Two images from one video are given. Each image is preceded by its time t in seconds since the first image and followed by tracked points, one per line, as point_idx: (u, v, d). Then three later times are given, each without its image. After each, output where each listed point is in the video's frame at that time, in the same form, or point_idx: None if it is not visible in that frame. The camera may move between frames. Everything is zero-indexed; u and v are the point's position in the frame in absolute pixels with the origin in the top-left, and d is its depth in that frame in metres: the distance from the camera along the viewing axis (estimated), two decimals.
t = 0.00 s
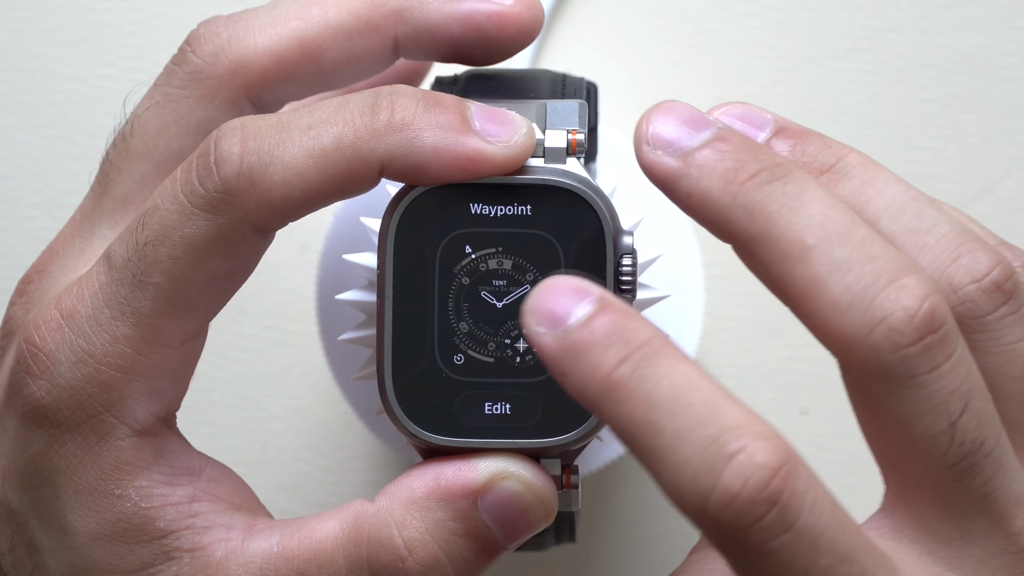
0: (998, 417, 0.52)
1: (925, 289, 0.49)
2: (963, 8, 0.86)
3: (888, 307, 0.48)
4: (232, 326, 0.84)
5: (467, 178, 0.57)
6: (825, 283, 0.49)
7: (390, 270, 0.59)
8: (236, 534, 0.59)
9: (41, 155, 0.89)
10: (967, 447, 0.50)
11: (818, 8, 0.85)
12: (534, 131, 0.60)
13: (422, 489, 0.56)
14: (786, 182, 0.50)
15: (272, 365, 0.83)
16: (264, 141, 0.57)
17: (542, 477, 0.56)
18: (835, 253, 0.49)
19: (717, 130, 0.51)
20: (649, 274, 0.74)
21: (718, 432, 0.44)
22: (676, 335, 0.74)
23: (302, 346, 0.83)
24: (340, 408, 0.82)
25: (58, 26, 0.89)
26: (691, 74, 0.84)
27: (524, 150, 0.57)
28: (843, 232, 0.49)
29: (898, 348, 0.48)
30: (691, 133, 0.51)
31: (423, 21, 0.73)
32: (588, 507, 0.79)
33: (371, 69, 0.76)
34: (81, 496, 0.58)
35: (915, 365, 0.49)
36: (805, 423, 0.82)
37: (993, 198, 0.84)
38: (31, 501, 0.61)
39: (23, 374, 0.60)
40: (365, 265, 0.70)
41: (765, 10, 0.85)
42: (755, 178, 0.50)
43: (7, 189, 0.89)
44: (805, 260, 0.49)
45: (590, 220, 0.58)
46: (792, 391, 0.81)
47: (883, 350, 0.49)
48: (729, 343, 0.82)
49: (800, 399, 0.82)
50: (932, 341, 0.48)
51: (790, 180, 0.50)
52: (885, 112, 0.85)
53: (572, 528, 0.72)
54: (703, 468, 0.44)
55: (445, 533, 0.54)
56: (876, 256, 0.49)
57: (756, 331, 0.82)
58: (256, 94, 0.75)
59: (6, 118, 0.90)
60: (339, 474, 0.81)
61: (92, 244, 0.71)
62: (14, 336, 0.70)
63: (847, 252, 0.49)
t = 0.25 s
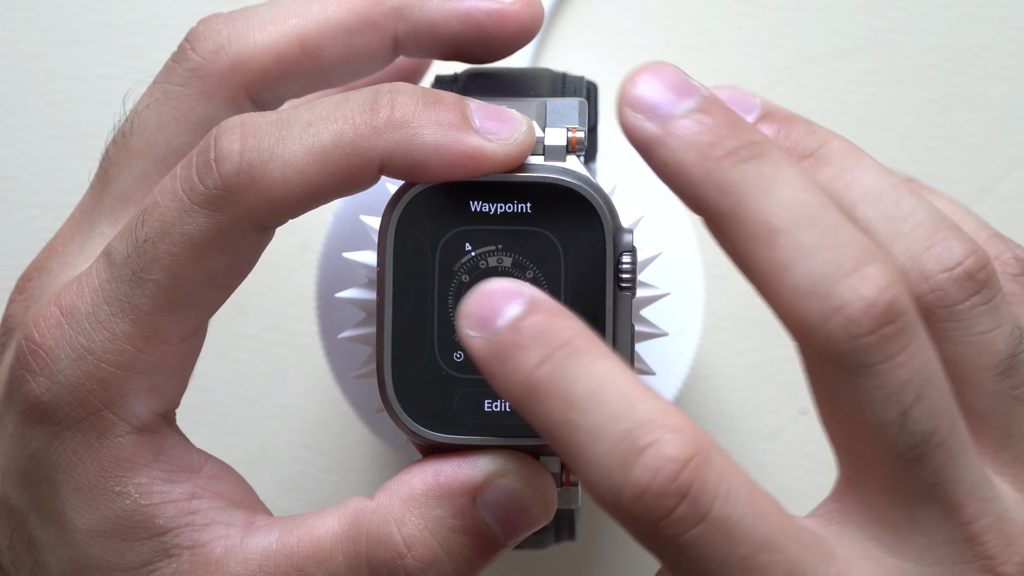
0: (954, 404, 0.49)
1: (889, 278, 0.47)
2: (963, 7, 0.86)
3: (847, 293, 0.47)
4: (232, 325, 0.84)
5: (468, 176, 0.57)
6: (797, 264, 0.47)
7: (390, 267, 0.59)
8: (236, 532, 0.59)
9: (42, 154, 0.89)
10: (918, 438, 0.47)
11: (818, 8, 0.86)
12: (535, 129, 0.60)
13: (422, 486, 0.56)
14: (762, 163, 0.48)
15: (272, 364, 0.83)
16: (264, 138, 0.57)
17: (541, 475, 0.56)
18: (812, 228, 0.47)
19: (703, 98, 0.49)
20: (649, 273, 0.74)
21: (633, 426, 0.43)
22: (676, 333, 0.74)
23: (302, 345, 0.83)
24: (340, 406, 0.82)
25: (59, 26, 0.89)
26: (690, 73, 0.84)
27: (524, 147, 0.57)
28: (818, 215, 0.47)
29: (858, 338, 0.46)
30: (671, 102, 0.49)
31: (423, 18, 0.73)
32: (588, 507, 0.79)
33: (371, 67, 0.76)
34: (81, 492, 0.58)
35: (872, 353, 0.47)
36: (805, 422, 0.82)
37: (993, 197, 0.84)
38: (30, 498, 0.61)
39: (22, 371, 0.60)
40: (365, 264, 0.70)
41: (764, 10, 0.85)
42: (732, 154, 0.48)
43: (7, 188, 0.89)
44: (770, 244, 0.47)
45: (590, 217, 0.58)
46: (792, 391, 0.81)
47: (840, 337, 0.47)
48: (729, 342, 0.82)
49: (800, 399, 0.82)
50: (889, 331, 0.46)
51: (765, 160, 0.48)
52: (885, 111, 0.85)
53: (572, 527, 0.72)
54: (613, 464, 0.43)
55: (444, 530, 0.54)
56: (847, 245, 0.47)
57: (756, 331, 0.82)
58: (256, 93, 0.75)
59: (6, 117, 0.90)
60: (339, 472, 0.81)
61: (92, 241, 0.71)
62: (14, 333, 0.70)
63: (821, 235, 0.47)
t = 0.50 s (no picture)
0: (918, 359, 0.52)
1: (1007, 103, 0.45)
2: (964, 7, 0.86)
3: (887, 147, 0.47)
4: (233, 325, 0.84)
5: (468, 176, 0.58)
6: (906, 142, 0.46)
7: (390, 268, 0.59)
8: (237, 533, 0.59)
9: (42, 155, 0.89)
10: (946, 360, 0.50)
11: (819, 8, 0.86)
12: (535, 129, 0.60)
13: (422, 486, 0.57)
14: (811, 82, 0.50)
15: (273, 364, 0.83)
16: (264, 139, 0.58)
17: (541, 476, 0.57)
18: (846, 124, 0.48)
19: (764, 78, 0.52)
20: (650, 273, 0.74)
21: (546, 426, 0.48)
22: (676, 334, 0.74)
23: (302, 346, 0.83)
24: (340, 407, 0.82)
25: (59, 26, 0.89)
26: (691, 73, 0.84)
27: (524, 148, 0.57)
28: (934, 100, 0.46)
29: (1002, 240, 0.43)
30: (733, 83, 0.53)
31: (423, 20, 0.74)
32: (588, 507, 0.80)
33: (372, 68, 0.76)
34: (81, 494, 0.58)
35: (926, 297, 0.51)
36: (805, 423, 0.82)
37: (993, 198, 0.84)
38: (31, 499, 0.61)
39: (23, 373, 0.60)
40: (366, 265, 0.70)
41: (765, 9, 0.85)
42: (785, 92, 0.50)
43: (7, 189, 0.89)
44: (942, 111, 0.45)
45: (589, 218, 0.59)
46: (793, 391, 0.81)
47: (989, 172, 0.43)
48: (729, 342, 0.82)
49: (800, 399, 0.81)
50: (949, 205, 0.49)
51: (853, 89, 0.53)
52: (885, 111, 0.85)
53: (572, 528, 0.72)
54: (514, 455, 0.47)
55: (445, 530, 0.54)
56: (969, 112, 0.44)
57: (756, 331, 0.82)
58: (257, 94, 0.75)
59: (6, 118, 0.90)
60: (339, 474, 0.81)
61: (92, 243, 0.71)
62: (14, 334, 0.70)
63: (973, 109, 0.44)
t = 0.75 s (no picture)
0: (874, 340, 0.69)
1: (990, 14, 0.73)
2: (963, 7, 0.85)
3: (907, 28, 0.73)
4: (232, 326, 0.84)
5: (468, 177, 0.58)
6: (900, 29, 0.73)
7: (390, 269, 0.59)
8: (236, 533, 0.59)
9: (42, 154, 0.89)
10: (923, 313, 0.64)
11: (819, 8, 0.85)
12: (535, 130, 0.60)
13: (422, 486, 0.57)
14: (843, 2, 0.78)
15: (273, 364, 0.83)
16: (263, 140, 0.57)
17: (541, 477, 0.57)
18: (874, 25, 0.74)
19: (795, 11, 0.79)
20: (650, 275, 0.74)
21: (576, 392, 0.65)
22: (676, 334, 0.73)
23: (302, 346, 0.83)
24: (340, 407, 0.82)
25: (58, 26, 0.89)
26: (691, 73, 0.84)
27: (524, 149, 0.57)
28: (945, 10, 0.74)
29: (981, 38, 0.70)
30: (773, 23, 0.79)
31: (423, 21, 0.74)
32: (588, 508, 0.80)
33: (372, 69, 0.76)
34: (81, 495, 0.58)
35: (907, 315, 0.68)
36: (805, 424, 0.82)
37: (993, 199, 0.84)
38: (29, 500, 0.61)
39: (22, 374, 0.60)
40: (365, 266, 0.70)
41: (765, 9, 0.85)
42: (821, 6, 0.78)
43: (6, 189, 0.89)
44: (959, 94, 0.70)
45: (590, 220, 0.59)
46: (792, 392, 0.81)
47: (968, 30, 0.71)
48: (729, 343, 0.82)
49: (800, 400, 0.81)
50: (940, 100, 0.71)
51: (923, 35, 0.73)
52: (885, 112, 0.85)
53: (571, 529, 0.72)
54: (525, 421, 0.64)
55: (445, 531, 0.55)
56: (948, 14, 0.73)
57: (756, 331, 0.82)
58: (257, 94, 0.75)
59: (6, 117, 0.90)
60: (339, 474, 0.81)
61: (92, 243, 0.71)
62: (14, 335, 0.70)
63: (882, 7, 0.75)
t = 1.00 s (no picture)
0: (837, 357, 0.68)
1: (951, 40, 0.71)
2: (965, 7, 0.85)
3: (869, 64, 0.72)
4: (233, 326, 0.84)
5: (468, 178, 0.58)
6: (860, 66, 0.72)
7: (390, 270, 0.59)
8: (236, 534, 0.59)
9: (42, 155, 0.89)
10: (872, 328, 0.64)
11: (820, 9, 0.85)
12: (535, 131, 0.60)
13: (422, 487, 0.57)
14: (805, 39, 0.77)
15: (273, 365, 0.83)
16: (264, 142, 0.57)
17: (541, 477, 0.57)
18: (834, 60, 0.73)
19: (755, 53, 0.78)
20: (650, 275, 0.74)
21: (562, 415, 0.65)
22: (676, 334, 0.73)
23: (302, 346, 0.83)
24: (341, 408, 0.82)
25: (59, 26, 0.89)
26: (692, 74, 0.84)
27: (524, 151, 0.57)
28: (902, 43, 0.72)
29: (943, 70, 0.69)
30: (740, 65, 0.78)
31: (424, 24, 0.74)
32: (587, 508, 0.80)
33: (373, 72, 0.76)
34: (81, 496, 0.58)
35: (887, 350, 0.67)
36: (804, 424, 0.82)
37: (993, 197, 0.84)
38: (30, 501, 0.61)
39: (23, 376, 0.60)
40: (366, 267, 0.70)
41: (766, 10, 0.85)
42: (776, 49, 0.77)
43: (7, 189, 0.89)
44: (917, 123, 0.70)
45: (589, 221, 0.59)
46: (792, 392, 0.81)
47: (929, 63, 0.70)
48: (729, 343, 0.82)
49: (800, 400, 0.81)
50: (906, 133, 0.70)
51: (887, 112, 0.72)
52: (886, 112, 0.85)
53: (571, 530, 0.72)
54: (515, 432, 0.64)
55: (445, 532, 0.55)
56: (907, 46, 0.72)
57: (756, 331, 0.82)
58: (257, 96, 0.75)
59: (6, 118, 0.90)
60: (339, 474, 0.81)
61: (92, 245, 0.71)
62: (14, 337, 0.70)
63: (841, 41, 0.74)
